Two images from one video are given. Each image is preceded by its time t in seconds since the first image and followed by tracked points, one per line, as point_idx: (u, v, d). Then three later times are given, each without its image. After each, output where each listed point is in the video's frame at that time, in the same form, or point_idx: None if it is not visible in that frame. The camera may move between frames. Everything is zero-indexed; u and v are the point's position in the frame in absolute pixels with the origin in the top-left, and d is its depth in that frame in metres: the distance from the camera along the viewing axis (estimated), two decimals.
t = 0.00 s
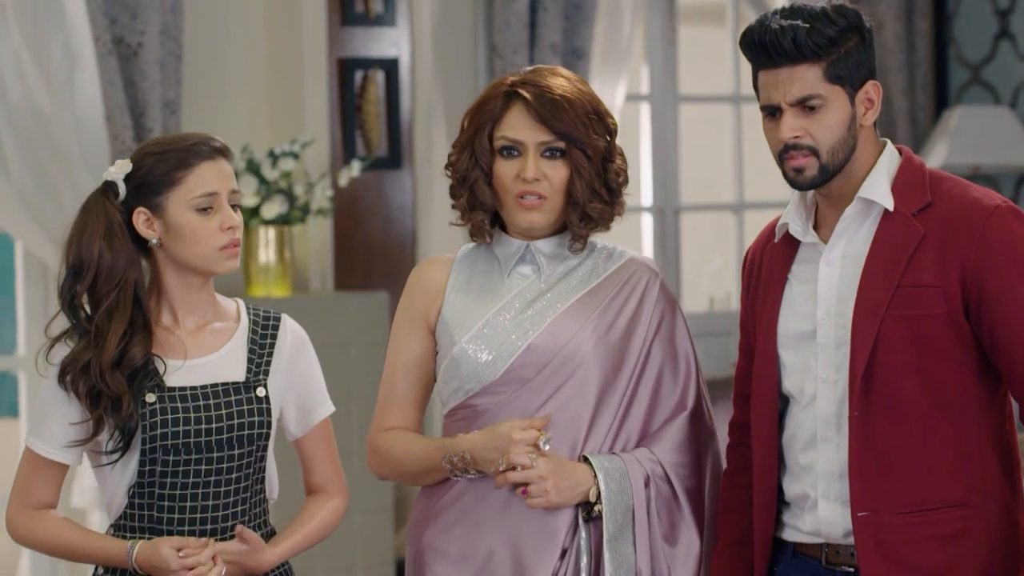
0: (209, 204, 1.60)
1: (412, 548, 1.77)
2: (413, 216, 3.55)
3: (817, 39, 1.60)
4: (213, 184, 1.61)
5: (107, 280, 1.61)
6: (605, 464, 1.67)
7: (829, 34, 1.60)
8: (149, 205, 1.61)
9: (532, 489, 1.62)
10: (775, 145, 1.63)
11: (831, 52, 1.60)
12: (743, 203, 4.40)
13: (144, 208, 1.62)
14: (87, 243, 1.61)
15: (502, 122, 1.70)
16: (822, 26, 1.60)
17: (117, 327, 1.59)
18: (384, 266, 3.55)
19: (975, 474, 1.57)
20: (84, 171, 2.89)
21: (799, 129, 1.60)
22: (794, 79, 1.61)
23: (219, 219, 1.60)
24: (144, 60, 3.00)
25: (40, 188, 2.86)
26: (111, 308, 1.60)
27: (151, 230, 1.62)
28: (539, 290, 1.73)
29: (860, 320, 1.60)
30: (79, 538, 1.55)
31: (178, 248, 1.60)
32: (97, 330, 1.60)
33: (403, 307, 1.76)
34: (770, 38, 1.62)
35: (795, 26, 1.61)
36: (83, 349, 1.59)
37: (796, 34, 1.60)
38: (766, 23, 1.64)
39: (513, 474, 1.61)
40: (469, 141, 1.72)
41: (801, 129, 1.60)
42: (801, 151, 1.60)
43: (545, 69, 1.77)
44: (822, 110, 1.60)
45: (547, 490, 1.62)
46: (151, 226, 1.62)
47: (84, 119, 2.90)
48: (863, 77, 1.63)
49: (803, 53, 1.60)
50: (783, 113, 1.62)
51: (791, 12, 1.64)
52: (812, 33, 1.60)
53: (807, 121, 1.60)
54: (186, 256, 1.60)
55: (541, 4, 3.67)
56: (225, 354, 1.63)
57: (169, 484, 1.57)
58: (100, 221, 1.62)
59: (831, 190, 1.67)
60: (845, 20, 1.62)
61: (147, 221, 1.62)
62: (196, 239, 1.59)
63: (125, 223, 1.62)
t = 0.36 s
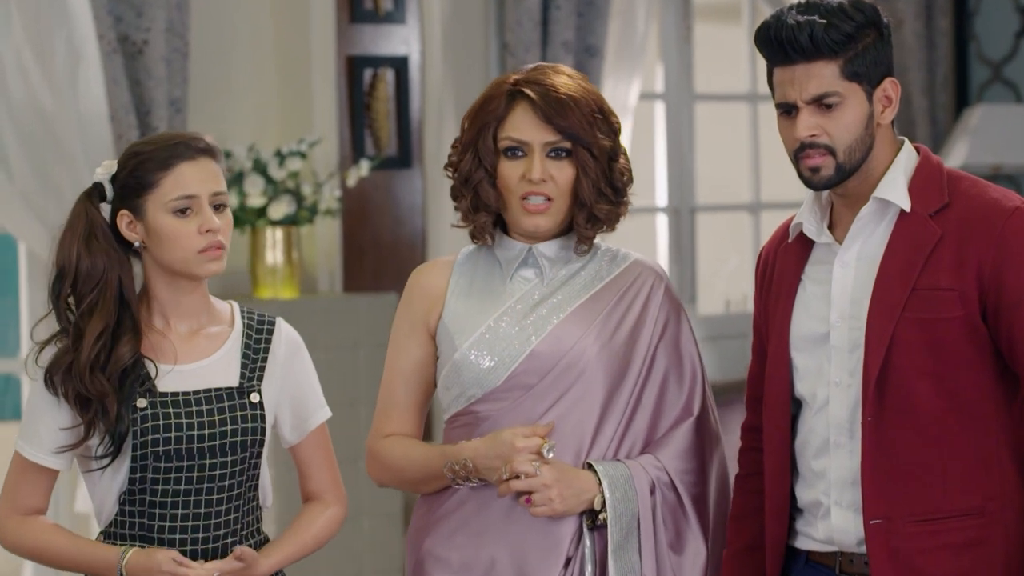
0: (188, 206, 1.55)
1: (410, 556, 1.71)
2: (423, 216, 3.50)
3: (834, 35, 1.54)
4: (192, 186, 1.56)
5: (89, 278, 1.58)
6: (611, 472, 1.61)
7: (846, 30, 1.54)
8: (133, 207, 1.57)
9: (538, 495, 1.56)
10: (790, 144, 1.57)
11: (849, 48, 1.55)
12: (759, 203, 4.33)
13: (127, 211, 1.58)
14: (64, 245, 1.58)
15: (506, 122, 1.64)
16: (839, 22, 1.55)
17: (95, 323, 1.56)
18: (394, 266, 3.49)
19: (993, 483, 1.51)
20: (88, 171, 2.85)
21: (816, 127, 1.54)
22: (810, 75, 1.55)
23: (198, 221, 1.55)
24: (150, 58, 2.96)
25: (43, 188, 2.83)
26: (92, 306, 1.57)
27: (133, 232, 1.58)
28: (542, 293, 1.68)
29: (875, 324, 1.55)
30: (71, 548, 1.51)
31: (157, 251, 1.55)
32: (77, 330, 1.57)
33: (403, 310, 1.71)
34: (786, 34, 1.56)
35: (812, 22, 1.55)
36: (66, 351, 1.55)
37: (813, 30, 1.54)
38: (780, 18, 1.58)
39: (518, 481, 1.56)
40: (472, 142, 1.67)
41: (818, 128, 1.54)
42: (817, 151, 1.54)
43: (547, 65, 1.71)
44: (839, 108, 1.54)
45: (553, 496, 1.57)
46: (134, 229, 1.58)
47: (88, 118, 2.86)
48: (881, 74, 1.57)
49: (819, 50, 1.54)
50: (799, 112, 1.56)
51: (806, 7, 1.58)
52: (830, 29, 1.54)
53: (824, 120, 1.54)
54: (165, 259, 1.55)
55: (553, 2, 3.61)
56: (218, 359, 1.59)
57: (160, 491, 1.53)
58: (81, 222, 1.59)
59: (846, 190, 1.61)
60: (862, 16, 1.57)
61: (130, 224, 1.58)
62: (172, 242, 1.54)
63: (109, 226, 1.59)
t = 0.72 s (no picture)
0: (166, 210, 1.50)
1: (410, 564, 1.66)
2: (436, 218, 3.46)
3: (852, 31, 1.48)
4: (172, 191, 1.51)
5: (76, 278, 1.55)
6: (616, 480, 1.56)
7: (865, 27, 1.49)
8: (118, 209, 1.53)
9: (541, 503, 1.52)
10: (806, 144, 1.51)
11: (868, 44, 1.49)
12: (778, 205, 4.26)
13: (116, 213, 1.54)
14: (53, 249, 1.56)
15: (509, 123, 1.60)
16: (858, 18, 1.49)
17: (82, 321, 1.53)
18: (405, 268, 3.45)
19: (1012, 494, 1.46)
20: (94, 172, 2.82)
21: (833, 126, 1.49)
22: (828, 73, 1.49)
23: (176, 227, 1.50)
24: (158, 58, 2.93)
25: (49, 190, 2.79)
26: (79, 303, 1.55)
27: (120, 235, 1.54)
28: (546, 296, 1.63)
29: (891, 327, 1.49)
30: (62, 559, 1.47)
31: (140, 256, 1.51)
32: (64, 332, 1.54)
33: (405, 315, 1.66)
34: (803, 30, 1.50)
35: (830, 18, 1.49)
36: (54, 351, 1.52)
37: (830, 27, 1.48)
38: (798, 14, 1.53)
39: (521, 488, 1.51)
40: (474, 142, 1.62)
41: (834, 127, 1.48)
42: (834, 150, 1.49)
43: (552, 64, 1.66)
44: (857, 106, 1.49)
45: (553, 504, 1.52)
46: (122, 231, 1.54)
47: (95, 120, 2.82)
48: (901, 72, 1.51)
49: (838, 47, 1.48)
50: (815, 110, 1.50)
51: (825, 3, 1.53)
52: (848, 25, 1.48)
53: (841, 119, 1.49)
54: (146, 263, 1.51)
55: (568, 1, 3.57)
56: (212, 365, 1.55)
57: (151, 499, 1.49)
58: (70, 225, 1.57)
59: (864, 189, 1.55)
60: (882, 12, 1.51)
61: (118, 227, 1.54)
62: (151, 248, 1.50)
63: (99, 229, 1.56)
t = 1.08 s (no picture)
0: (151, 214, 1.48)
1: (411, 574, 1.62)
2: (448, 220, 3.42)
3: (869, 29, 1.43)
4: (156, 194, 1.48)
5: (67, 279, 1.53)
6: (620, 487, 1.52)
7: (882, 25, 1.44)
8: (108, 211, 1.50)
9: (546, 511, 1.47)
10: (821, 144, 1.46)
11: (885, 43, 1.44)
12: (796, 207, 4.19)
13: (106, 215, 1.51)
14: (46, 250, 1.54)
15: (509, 125, 1.56)
16: (875, 17, 1.44)
17: (72, 321, 1.51)
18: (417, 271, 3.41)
19: None
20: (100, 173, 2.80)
21: (848, 126, 1.44)
22: (844, 72, 1.44)
23: (160, 231, 1.47)
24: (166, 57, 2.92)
25: (55, 191, 2.77)
26: (70, 304, 1.52)
27: (111, 237, 1.51)
28: (549, 301, 1.59)
29: (907, 334, 1.44)
30: (52, 566, 1.43)
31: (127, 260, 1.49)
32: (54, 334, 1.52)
33: (405, 319, 1.62)
34: (818, 28, 1.45)
35: (846, 16, 1.44)
36: (43, 351, 1.50)
37: (847, 25, 1.44)
38: (814, 12, 1.48)
39: (525, 496, 1.46)
40: (474, 144, 1.58)
41: (849, 126, 1.43)
42: (849, 150, 1.44)
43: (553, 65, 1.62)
44: (873, 106, 1.44)
45: (557, 512, 1.48)
46: (113, 234, 1.52)
47: (101, 121, 2.80)
48: (919, 70, 1.46)
49: (854, 45, 1.43)
50: (830, 110, 1.45)
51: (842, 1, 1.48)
52: (864, 23, 1.43)
53: (857, 119, 1.44)
54: (131, 267, 1.49)
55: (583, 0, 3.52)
56: (205, 371, 1.52)
57: (140, 507, 1.46)
58: (63, 227, 1.55)
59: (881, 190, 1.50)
60: (900, 9, 1.46)
61: (109, 229, 1.51)
62: (134, 252, 1.47)
63: (92, 231, 1.54)
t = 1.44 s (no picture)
0: (140, 214, 1.44)
1: None
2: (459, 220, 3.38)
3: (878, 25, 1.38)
4: (145, 195, 1.44)
5: (57, 279, 1.49)
6: (624, 494, 1.47)
7: (892, 22, 1.38)
8: (98, 210, 1.47)
9: (548, 520, 1.42)
10: (829, 142, 1.42)
11: (895, 40, 1.38)
12: (813, 208, 4.12)
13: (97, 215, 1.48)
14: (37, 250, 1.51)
15: (511, 126, 1.51)
16: (885, 12, 1.39)
17: (61, 322, 1.47)
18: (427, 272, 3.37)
19: None
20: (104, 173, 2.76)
21: (856, 124, 1.39)
22: (851, 69, 1.39)
23: (149, 231, 1.43)
24: (172, 56, 2.89)
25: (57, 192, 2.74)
26: (60, 305, 1.49)
27: (101, 236, 1.48)
28: (553, 304, 1.54)
29: (924, 339, 1.38)
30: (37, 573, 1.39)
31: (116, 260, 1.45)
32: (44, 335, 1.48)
33: (406, 322, 1.57)
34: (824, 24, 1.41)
35: (853, 12, 1.39)
36: (31, 351, 1.46)
37: (853, 21, 1.38)
38: (822, 9, 1.43)
39: (528, 504, 1.41)
40: (475, 145, 1.53)
41: (855, 124, 1.39)
42: (857, 148, 1.39)
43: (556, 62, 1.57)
44: (881, 104, 1.39)
45: (559, 520, 1.43)
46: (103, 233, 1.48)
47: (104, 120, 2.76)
48: (932, 67, 1.41)
49: (860, 42, 1.38)
50: (837, 108, 1.41)
51: None
52: (872, 19, 1.38)
53: (864, 116, 1.39)
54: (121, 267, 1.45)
55: None
56: (197, 374, 1.48)
57: (129, 512, 1.42)
58: (55, 226, 1.51)
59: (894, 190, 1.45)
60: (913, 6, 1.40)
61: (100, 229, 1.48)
62: (123, 252, 1.43)
63: (83, 231, 1.50)
